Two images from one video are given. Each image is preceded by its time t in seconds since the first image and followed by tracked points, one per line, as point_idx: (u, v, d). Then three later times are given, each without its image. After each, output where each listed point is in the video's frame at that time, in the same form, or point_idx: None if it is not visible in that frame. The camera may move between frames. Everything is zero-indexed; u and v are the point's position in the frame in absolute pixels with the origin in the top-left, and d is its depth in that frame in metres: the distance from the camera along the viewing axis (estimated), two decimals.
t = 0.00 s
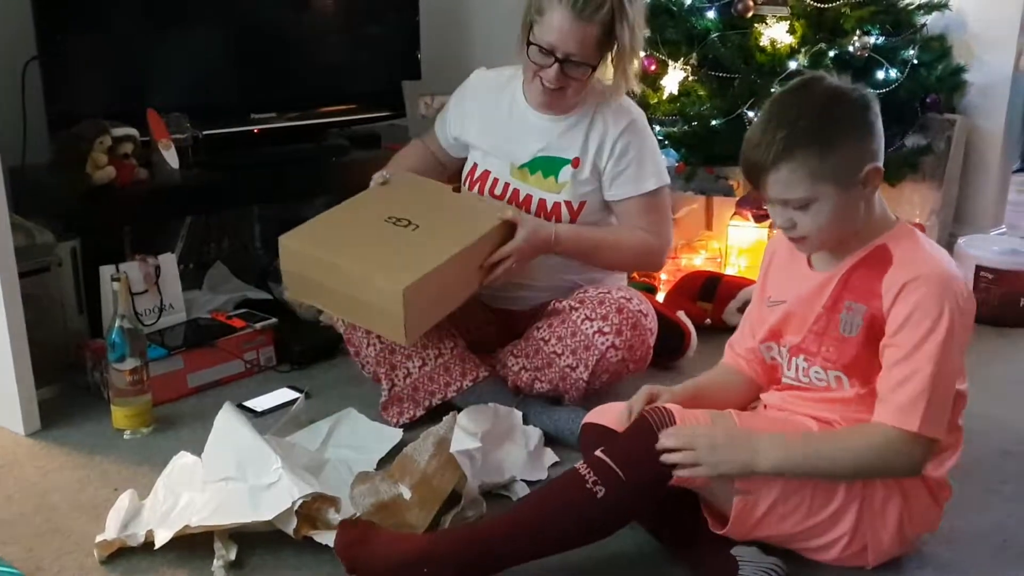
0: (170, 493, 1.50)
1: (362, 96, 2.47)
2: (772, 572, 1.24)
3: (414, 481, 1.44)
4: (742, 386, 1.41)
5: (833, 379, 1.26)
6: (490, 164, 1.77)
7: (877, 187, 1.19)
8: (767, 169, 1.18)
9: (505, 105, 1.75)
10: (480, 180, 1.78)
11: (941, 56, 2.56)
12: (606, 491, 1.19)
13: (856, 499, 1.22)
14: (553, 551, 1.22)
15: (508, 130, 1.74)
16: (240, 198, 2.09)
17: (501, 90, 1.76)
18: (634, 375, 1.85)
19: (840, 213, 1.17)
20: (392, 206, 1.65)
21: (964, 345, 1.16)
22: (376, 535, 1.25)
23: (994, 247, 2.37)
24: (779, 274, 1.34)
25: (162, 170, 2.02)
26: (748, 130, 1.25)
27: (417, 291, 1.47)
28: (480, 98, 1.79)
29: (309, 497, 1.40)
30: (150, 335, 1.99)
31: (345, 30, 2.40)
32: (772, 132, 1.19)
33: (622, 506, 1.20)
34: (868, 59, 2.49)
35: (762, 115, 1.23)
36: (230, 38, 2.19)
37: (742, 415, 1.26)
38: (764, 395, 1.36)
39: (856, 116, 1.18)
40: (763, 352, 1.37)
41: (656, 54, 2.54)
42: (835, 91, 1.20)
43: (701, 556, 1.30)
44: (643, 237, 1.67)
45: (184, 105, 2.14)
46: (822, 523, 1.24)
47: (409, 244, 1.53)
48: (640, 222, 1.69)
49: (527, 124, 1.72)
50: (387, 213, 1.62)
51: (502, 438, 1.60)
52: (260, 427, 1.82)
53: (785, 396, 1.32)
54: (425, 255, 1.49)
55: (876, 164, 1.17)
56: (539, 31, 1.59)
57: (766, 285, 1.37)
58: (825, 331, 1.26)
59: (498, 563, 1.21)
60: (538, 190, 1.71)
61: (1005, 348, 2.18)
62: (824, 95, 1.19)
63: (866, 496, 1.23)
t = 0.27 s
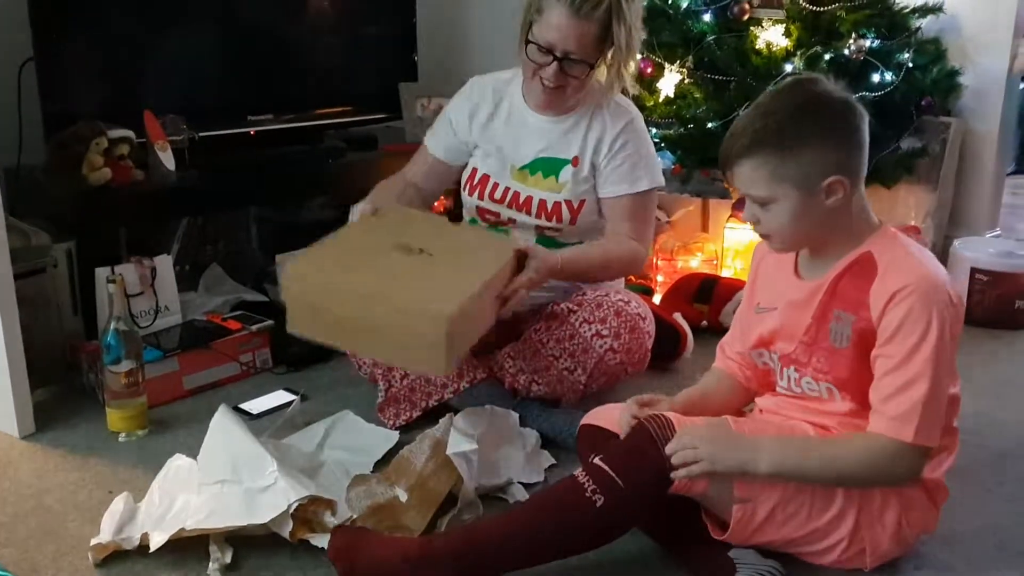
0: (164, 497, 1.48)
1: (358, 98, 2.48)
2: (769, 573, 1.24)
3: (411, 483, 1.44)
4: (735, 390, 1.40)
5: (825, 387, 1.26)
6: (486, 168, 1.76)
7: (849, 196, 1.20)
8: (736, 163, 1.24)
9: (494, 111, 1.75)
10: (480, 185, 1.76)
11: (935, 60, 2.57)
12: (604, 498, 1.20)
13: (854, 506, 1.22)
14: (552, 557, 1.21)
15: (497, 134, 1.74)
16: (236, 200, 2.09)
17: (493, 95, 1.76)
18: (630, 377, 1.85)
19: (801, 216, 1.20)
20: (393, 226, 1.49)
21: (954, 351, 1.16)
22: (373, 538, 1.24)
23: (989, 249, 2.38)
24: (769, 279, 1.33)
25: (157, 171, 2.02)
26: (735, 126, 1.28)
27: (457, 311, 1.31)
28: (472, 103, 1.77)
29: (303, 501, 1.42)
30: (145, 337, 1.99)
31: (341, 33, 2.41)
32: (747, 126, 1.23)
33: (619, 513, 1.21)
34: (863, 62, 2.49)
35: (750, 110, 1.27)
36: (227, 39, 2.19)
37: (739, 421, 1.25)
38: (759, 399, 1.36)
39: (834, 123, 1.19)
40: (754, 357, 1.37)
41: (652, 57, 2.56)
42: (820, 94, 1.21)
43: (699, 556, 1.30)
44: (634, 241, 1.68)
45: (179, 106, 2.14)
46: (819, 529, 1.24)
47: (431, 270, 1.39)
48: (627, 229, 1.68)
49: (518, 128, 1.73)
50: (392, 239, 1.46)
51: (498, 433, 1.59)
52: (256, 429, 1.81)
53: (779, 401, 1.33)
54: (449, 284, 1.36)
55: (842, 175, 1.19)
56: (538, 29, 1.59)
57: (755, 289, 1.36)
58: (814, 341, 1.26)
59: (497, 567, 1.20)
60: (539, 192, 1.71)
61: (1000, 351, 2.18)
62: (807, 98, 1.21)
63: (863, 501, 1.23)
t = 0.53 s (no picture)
0: (159, 509, 1.48)
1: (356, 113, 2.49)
2: None
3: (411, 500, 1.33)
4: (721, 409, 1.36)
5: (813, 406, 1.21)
6: (478, 187, 1.72)
7: (832, 216, 1.16)
8: (720, 176, 1.20)
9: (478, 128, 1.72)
10: (477, 211, 1.72)
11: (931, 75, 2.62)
12: (600, 514, 1.17)
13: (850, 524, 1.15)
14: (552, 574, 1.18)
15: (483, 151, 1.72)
16: (234, 212, 2.09)
17: (478, 112, 1.73)
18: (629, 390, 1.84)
19: (780, 231, 1.17)
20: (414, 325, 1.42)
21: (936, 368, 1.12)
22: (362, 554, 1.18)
23: (986, 263, 2.38)
24: (753, 296, 1.29)
25: (155, 184, 2.02)
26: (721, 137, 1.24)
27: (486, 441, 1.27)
28: (458, 122, 1.73)
29: (299, 510, 1.40)
30: (142, 349, 1.98)
31: (340, 47, 2.43)
32: (729, 142, 1.20)
33: (617, 528, 1.18)
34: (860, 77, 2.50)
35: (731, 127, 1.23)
36: (226, 53, 2.20)
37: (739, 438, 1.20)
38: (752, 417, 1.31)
39: (817, 138, 1.16)
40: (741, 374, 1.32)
41: (650, 72, 2.58)
42: (804, 110, 1.18)
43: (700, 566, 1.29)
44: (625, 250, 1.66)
45: (179, 119, 2.15)
46: (818, 546, 1.17)
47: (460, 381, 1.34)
48: (615, 237, 1.68)
49: (509, 144, 1.71)
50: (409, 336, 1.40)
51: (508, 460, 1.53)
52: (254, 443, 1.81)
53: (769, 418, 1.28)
54: (482, 392, 1.33)
55: (825, 194, 1.15)
56: (528, 44, 1.57)
57: (739, 305, 1.32)
58: (797, 360, 1.21)
59: None
60: (537, 205, 1.70)
61: (999, 365, 2.18)
62: (791, 113, 1.18)
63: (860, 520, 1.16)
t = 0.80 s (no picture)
0: (157, 535, 1.46)
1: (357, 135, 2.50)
2: None
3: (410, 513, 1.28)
4: (717, 438, 1.35)
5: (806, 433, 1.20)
6: (470, 215, 1.74)
7: (818, 244, 1.16)
8: (703, 207, 1.20)
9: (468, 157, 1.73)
10: (469, 236, 1.74)
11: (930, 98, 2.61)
12: (597, 540, 1.14)
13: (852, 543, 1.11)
14: None
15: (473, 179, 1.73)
16: (236, 233, 2.10)
17: (467, 141, 1.74)
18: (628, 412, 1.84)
19: (767, 263, 1.16)
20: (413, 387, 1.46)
21: (920, 390, 1.10)
22: None
23: (988, 286, 2.38)
24: (746, 323, 1.28)
25: (158, 206, 2.03)
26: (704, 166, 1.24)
27: (480, 505, 1.28)
28: (448, 150, 1.74)
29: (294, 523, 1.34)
30: (143, 370, 1.99)
31: (341, 70, 2.44)
32: (712, 172, 1.20)
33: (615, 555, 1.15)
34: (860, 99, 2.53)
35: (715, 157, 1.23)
36: (228, 76, 2.21)
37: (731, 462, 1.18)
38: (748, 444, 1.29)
39: (800, 167, 1.16)
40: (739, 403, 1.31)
41: (649, 94, 2.67)
42: (785, 139, 1.18)
43: None
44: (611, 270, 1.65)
45: (181, 142, 2.16)
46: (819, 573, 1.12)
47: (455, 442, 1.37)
48: (602, 255, 1.66)
49: (499, 169, 1.72)
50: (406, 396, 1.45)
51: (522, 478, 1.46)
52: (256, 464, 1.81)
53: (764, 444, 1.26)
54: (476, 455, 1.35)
55: (807, 226, 1.15)
56: (502, 72, 1.57)
57: (733, 332, 1.31)
58: (790, 387, 1.21)
59: None
60: (527, 228, 1.71)
61: (1001, 388, 2.18)
62: (772, 143, 1.17)
63: (860, 544, 1.12)
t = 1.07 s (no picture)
0: (164, 537, 1.48)
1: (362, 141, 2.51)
2: None
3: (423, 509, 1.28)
4: (722, 446, 1.34)
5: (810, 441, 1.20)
6: (470, 222, 1.74)
7: (823, 255, 1.16)
8: (705, 222, 1.20)
9: (471, 165, 1.73)
10: (469, 244, 1.75)
11: (938, 106, 2.59)
12: (600, 547, 1.15)
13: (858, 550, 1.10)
14: None
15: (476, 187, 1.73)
16: (241, 239, 2.11)
17: (470, 149, 1.74)
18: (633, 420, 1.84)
19: (773, 275, 1.16)
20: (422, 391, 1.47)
21: (922, 396, 1.10)
22: None
23: (995, 294, 2.37)
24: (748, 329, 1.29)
25: (165, 211, 2.04)
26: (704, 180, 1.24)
27: (488, 507, 1.29)
28: (448, 158, 1.75)
29: (301, 527, 1.33)
30: (150, 374, 2.00)
31: (346, 77, 2.45)
32: (713, 185, 1.19)
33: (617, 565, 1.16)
34: (866, 106, 2.50)
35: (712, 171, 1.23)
36: (234, 83, 2.22)
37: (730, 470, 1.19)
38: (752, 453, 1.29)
39: (801, 180, 1.16)
40: (746, 411, 1.31)
41: (655, 101, 2.70)
42: (783, 153, 1.18)
43: None
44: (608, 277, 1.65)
45: (188, 147, 2.17)
46: None
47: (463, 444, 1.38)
48: (604, 263, 1.67)
49: (496, 177, 1.73)
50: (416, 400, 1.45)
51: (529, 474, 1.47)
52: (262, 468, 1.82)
53: (767, 452, 1.26)
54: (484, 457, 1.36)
55: (812, 236, 1.15)
56: (492, 84, 1.57)
57: (735, 338, 1.32)
58: (794, 393, 1.21)
59: None
60: (529, 236, 1.72)
61: (1007, 396, 2.18)
62: (771, 157, 1.17)
63: (867, 551, 1.11)
